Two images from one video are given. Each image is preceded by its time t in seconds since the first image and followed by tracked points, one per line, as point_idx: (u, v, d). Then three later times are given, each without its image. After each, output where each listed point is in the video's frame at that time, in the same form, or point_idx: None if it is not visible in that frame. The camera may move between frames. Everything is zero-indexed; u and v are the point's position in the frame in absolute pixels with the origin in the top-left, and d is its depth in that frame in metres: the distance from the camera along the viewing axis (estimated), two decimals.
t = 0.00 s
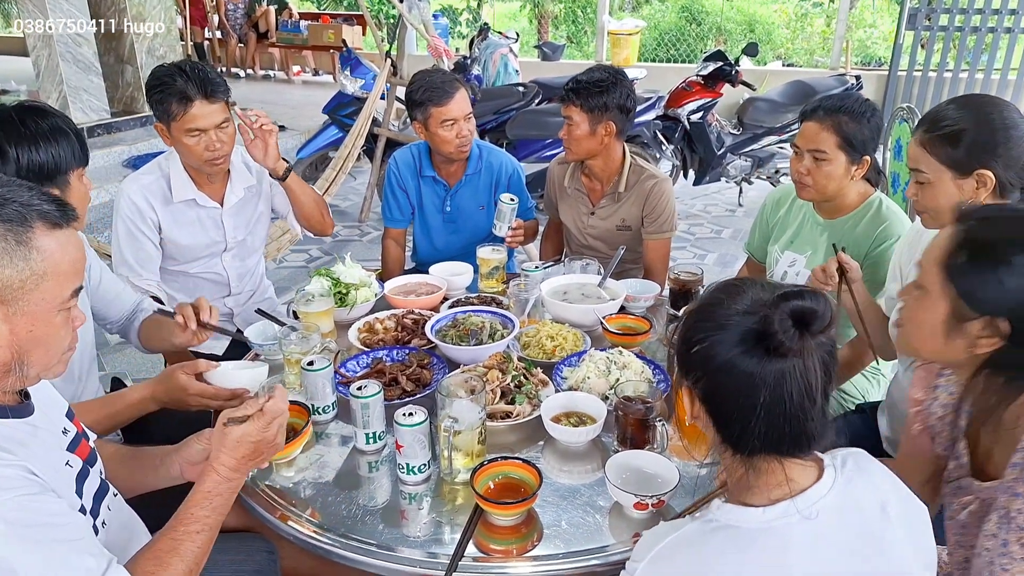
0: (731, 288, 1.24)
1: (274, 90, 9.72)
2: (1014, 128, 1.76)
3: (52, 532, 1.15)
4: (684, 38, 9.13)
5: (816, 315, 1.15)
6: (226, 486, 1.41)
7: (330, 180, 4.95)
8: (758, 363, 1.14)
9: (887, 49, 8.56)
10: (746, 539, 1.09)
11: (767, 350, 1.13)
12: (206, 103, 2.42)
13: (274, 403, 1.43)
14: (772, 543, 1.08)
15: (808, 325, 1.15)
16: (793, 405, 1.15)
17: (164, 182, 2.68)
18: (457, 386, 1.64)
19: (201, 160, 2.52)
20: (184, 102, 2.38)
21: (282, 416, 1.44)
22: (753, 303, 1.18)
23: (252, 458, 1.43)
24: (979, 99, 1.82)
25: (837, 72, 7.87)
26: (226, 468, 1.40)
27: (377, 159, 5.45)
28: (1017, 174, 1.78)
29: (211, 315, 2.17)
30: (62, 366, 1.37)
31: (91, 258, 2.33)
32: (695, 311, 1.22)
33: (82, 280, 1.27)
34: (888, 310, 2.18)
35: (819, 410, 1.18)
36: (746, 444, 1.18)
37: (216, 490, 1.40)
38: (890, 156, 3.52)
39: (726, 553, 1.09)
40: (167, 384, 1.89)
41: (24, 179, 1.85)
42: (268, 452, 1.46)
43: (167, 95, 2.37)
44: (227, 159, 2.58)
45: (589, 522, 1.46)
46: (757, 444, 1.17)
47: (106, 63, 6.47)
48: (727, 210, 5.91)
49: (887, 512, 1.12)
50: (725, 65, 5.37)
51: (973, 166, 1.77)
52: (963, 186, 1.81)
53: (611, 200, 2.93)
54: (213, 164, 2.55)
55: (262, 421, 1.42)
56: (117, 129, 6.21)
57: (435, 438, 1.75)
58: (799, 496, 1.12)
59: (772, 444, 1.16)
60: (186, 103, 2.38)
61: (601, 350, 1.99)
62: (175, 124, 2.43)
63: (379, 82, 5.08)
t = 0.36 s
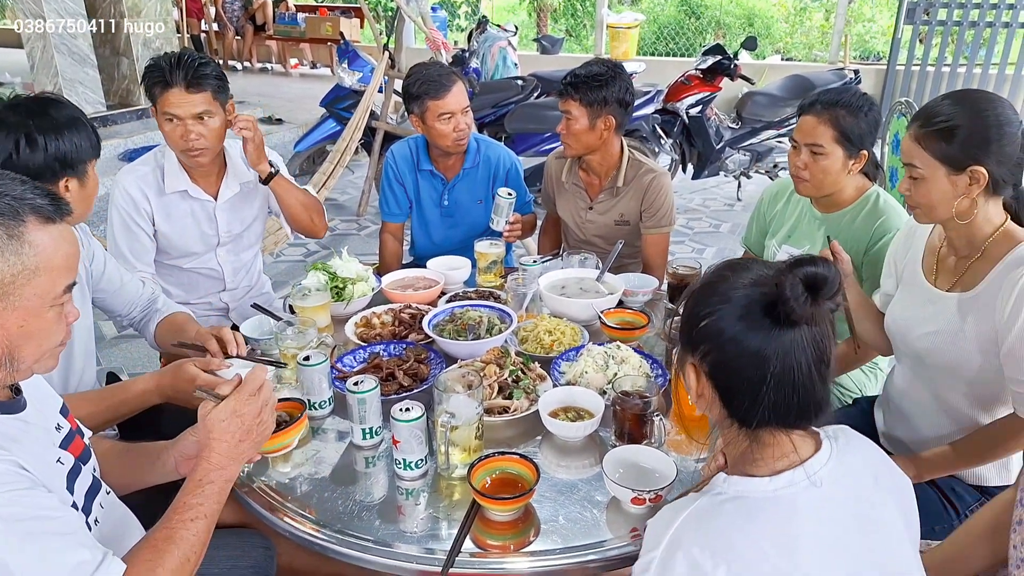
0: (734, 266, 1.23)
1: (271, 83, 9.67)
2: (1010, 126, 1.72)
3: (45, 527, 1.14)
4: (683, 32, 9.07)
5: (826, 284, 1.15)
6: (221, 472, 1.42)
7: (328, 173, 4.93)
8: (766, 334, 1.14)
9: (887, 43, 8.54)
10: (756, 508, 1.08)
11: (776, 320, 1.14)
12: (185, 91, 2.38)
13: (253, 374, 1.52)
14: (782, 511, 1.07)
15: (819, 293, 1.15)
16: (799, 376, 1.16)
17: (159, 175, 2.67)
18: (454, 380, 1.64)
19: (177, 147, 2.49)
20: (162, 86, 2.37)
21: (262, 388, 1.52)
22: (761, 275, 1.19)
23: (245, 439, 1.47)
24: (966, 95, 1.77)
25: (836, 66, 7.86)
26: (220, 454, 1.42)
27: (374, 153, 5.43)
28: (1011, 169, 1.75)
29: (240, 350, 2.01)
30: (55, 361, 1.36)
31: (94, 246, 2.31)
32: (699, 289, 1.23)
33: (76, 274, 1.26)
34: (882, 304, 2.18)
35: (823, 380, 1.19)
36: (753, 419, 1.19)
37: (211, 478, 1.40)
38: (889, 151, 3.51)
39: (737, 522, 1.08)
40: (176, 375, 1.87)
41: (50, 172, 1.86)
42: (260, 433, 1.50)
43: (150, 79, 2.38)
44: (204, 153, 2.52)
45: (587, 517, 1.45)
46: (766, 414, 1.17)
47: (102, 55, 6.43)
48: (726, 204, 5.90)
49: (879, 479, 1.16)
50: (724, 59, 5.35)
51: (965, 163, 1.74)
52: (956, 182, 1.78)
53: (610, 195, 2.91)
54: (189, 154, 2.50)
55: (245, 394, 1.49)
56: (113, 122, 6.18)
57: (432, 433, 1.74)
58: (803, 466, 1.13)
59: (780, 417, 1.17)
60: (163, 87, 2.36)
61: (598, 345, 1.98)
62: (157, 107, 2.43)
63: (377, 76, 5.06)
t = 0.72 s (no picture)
0: (744, 263, 1.24)
1: (267, 80, 9.65)
2: (1006, 122, 1.72)
3: (37, 528, 1.13)
4: (679, 28, 9.05)
5: (833, 277, 1.16)
6: (206, 477, 1.41)
7: (324, 170, 4.92)
8: (777, 328, 1.14)
9: (882, 40, 8.56)
10: (766, 505, 1.08)
11: (785, 313, 1.14)
12: (179, 87, 2.37)
13: (235, 379, 1.50)
14: (792, 509, 1.07)
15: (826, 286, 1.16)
16: (809, 370, 1.15)
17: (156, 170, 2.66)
18: (451, 378, 1.63)
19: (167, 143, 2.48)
20: (155, 81, 2.36)
21: (245, 392, 1.50)
22: (771, 271, 1.19)
23: (229, 445, 1.45)
24: (966, 88, 1.76)
25: (832, 62, 7.87)
26: (205, 458, 1.41)
27: (371, 150, 5.42)
28: (1005, 165, 1.75)
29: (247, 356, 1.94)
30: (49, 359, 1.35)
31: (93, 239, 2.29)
32: (708, 286, 1.23)
33: (70, 270, 1.25)
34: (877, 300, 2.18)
35: (834, 374, 1.19)
36: (765, 413, 1.18)
37: (198, 482, 1.40)
38: (885, 147, 3.51)
39: (747, 519, 1.07)
40: (176, 372, 1.85)
41: (62, 167, 1.84)
42: (245, 437, 1.49)
43: (145, 73, 2.37)
44: (195, 150, 2.51)
45: (584, 514, 1.45)
46: (778, 409, 1.16)
47: (96, 52, 6.40)
48: (722, 200, 5.90)
49: (889, 479, 1.16)
50: (720, 55, 5.34)
51: (962, 157, 1.74)
52: (952, 177, 1.77)
53: (607, 191, 2.91)
54: (180, 150, 2.49)
55: (227, 398, 1.47)
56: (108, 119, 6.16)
57: (429, 431, 1.74)
58: (816, 464, 1.13)
59: (792, 412, 1.16)
60: (156, 82, 2.36)
61: (595, 342, 1.98)
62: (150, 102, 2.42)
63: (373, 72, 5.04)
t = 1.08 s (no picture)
0: (748, 259, 1.24)
1: (265, 80, 9.65)
2: (1006, 121, 1.73)
3: (32, 527, 1.13)
4: (676, 28, 9.07)
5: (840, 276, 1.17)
6: (212, 484, 1.40)
7: (322, 169, 4.92)
8: (781, 325, 1.15)
9: (878, 38, 8.60)
10: (765, 498, 1.08)
11: (791, 311, 1.15)
12: (178, 88, 2.37)
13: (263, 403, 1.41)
14: (790, 502, 1.07)
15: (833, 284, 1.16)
16: (812, 366, 1.16)
17: (155, 169, 2.66)
18: (448, 376, 1.64)
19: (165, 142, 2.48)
20: (155, 81, 2.36)
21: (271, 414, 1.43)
22: (778, 267, 1.20)
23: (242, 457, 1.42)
24: (965, 87, 1.78)
25: (828, 61, 7.89)
26: (214, 465, 1.38)
27: (368, 149, 5.42)
28: (1006, 164, 1.76)
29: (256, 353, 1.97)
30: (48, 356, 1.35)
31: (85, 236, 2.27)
32: (713, 281, 1.23)
33: (66, 267, 1.25)
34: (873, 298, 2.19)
35: (835, 371, 1.19)
36: (765, 409, 1.18)
37: (204, 487, 1.38)
38: (880, 145, 3.52)
39: (745, 511, 1.08)
40: (145, 377, 1.88)
41: (46, 168, 1.84)
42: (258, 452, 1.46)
43: (145, 73, 2.37)
44: (194, 151, 2.50)
45: (580, 512, 1.45)
46: (779, 405, 1.17)
47: (95, 52, 6.40)
48: (719, 199, 5.90)
49: (889, 476, 1.16)
50: (717, 54, 5.35)
51: (967, 156, 1.74)
52: (955, 177, 1.78)
53: (604, 191, 2.91)
54: (177, 150, 2.49)
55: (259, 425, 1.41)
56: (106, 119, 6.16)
57: (426, 429, 1.74)
58: (814, 459, 1.13)
59: (792, 407, 1.17)
60: (156, 83, 2.36)
61: (592, 340, 1.98)
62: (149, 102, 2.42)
63: (370, 72, 5.04)
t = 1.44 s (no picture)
0: (726, 251, 1.25)
1: (265, 79, 9.66)
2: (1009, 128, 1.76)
3: (30, 518, 1.13)
4: (675, 31, 9.09)
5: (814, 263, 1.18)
6: (210, 478, 1.40)
7: (320, 168, 4.92)
8: (757, 314, 1.15)
9: (876, 43, 8.63)
10: (746, 495, 1.09)
11: (765, 299, 1.15)
12: (177, 86, 2.37)
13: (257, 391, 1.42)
14: (775, 497, 1.08)
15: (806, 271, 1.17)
16: (789, 354, 1.16)
17: (154, 167, 2.67)
18: (445, 372, 1.65)
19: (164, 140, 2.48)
20: (153, 79, 2.36)
21: (262, 403, 1.43)
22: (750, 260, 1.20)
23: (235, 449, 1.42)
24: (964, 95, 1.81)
25: (827, 65, 7.93)
26: (210, 456, 1.39)
27: (368, 148, 5.43)
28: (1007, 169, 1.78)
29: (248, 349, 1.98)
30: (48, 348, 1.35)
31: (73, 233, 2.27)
32: (690, 272, 1.24)
33: (66, 257, 1.26)
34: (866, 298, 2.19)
35: (814, 360, 1.20)
36: (744, 399, 1.19)
37: (199, 478, 1.39)
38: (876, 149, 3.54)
39: (726, 507, 1.08)
40: (136, 368, 1.88)
41: (21, 164, 1.83)
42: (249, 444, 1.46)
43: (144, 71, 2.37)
44: (192, 150, 2.51)
45: (575, 509, 1.46)
46: (757, 394, 1.18)
47: (95, 50, 6.40)
48: (717, 201, 5.92)
49: (874, 473, 1.17)
50: (716, 57, 5.36)
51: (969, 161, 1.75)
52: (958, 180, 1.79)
53: (601, 192, 2.92)
54: (176, 148, 2.49)
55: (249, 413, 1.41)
56: (106, 116, 6.17)
57: (423, 426, 1.74)
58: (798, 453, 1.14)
59: (771, 397, 1.18)
60: (155, 81, 2.37)
61: (588, 339, 2.00)
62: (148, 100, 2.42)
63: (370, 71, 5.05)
